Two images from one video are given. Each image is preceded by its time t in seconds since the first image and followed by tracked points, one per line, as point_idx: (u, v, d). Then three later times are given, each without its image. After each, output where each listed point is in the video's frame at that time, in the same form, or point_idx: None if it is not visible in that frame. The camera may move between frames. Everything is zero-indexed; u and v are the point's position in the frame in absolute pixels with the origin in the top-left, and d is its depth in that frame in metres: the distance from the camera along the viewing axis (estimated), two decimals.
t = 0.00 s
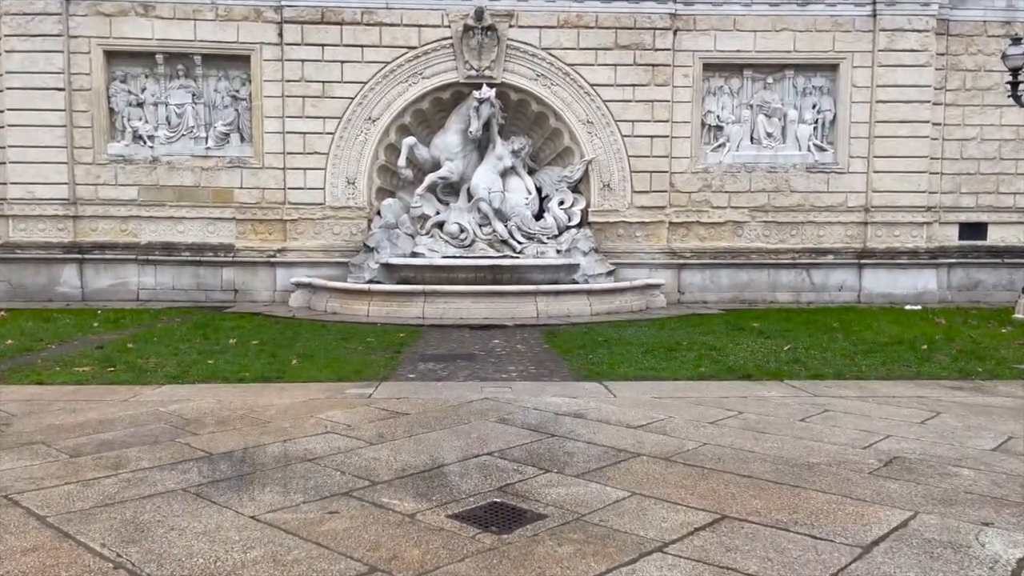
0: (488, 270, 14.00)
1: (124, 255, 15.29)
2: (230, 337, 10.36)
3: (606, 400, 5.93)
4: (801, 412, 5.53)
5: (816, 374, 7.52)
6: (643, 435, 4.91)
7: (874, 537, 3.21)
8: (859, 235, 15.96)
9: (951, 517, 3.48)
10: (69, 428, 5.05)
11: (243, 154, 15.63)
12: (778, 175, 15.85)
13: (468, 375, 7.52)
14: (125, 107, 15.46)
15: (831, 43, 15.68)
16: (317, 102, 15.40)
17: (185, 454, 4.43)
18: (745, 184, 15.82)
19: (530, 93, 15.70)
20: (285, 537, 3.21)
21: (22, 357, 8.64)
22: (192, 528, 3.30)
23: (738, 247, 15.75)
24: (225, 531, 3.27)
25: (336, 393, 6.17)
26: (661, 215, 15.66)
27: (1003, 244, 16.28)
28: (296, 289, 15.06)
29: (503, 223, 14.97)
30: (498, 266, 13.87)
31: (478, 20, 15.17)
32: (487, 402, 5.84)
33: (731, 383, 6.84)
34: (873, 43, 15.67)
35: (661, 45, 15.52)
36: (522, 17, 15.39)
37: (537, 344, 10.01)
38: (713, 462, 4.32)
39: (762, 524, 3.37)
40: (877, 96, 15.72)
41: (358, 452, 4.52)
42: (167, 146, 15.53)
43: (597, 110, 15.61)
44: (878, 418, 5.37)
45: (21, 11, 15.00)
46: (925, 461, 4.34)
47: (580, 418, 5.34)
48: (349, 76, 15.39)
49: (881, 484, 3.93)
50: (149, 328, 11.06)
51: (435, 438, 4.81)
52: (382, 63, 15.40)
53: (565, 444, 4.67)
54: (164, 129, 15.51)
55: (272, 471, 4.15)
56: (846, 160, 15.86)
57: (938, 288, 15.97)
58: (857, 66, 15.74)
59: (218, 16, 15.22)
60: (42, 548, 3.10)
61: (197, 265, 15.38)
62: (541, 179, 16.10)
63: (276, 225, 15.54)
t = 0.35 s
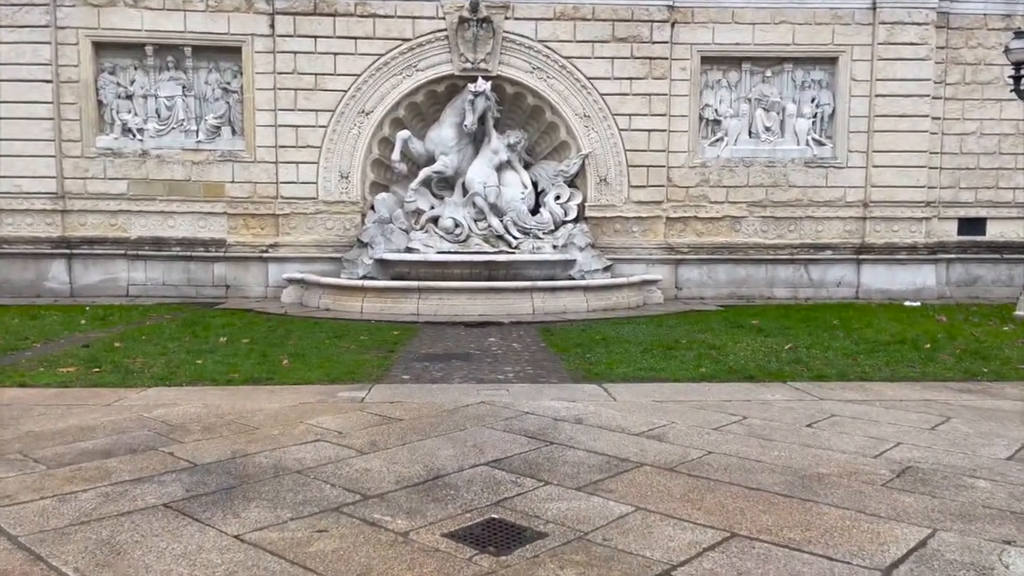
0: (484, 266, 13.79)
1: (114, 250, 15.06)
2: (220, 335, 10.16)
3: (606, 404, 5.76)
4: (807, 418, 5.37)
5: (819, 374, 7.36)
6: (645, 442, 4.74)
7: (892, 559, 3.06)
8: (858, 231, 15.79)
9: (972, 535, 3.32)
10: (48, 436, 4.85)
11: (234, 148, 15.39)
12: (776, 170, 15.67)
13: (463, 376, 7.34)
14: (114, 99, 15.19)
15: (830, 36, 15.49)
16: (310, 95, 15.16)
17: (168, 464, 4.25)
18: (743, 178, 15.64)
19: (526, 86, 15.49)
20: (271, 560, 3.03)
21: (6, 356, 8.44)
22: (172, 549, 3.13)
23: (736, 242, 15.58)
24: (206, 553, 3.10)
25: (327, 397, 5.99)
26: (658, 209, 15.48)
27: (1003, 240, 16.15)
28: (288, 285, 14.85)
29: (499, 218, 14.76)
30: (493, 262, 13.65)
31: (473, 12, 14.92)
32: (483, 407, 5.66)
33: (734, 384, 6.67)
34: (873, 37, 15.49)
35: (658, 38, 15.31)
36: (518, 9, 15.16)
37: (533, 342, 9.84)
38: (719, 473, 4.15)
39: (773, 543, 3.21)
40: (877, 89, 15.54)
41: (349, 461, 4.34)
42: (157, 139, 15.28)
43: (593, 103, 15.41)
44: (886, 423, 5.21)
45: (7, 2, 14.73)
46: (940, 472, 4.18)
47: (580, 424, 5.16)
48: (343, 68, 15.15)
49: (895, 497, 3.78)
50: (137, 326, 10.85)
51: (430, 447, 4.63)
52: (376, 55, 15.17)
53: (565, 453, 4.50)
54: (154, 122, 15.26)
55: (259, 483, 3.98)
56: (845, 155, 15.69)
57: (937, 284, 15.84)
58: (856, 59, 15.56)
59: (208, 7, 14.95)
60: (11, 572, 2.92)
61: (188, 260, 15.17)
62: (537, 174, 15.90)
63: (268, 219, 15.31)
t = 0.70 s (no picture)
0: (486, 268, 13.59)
1: (111, 251, 14.88)
2: (217, 340, 9.99)
3: (611, 420, 5.57)
4: (820, 436, 5.18)
5: (830, 385, 7.17)
6: (653, 464, 4.56)
7: None
8: (865, 231, 15.58)
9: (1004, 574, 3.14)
10: (33, 456, 4.67)
11: (233, 147, 15.20)
12: (782, 170, 15.45)
13: (464, 387, 7.16)
14: (112, 98, 15.01)
15: (838, 34, 15.25)
16: (310, 94, 14.96)
17: (155, 489, 4.07)
18: (748, 178, 15.43)
19: (529, 85, 15.27)
20: None
21: None
22: None
23: (741, 243, 15.38)
24: None
25: (324, 411, 5.81)
26: (662, 210, 15.28)
27: (1012, 241, 15.94)
28: (288, 286, 14.68)
29: (501, 219, 14.56)
30: (495, 263, 13.42)
31: (474, 9, 14.71)
32: (485, 422, 5.48)
33: (743, 397, 6.49)
34: (881, 34, 15.25)
35: (663, 35, 15.10)
36: (520, 6, 14.95)
37: (536, 348, 9.66)
38: (733, 500, 3.97)
39: None
40: (885, 88, 15.31)
41: (345, 485, 4.17)
42: (155, 138, 15.09)
43: (597, 102, 15.19)
44: (903, 442, 5.03)
45: None
46: (964, 499, 4.00)
47: (585, 443, 4.98)
48: (343, 67, 14.95)
49: (918, 529, 3.59)
50: (134, 330, 10.68)
51: (429, 469, 4.45)
52: (377, 53, 14.96)
53: (571, 476, 4.32)
54: (152, 121, 15.07)
55: (251, 511, 3.79)
56: (852, 154, 15.46)
57: (946, 285, 15.64)
58: (864, 57, 15.32)
59: (207, 4, 14.75)
60: None
61: (186, 261, 14.99)
62: (540, 173, 15.70)
63: (268, 219, 15.13)
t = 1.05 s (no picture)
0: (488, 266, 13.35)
1: (108, 251, 14.66)
2: (216, 343, 9.77)
3: (624, 428, 5.35)
4: (844, 443, 4.96)
5: (848, 387, 6.95)
6: (671, 477, 4.34)
7: None
8: (874, 225, 15.33)
9: None
10: (20, 474, 4.46)
11: (231, 145, 14.96)
12: (789, 163, 15.20)
13: (470, 391, 6.94)
14: (107, 96, 14.77)
15: (845, 24, 14.98)
16: (308, 90, 14.71)
17: (147, 511, 3.85)
18: (754, 172, 15.18)
19: (530, 79, 15.01)
20: None
21: None
22: None
23: (748, 238, 15.14)
24: None
25: (325, 421, 5.59)
26: (667, 205, 15.04)
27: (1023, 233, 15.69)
28: (288, 286, 14.45)
29: (503, 216, 14.31)
30: (498, 261, 13.17)
31: (474, 2, 14.45)
32: (493, 432, 5.26)
33: (759, 401, 6.26)
34: (889, 24, 14.98)
35: (667, 27, 14.83)
36: None
37: (542, 348, 9.43)
38: (760, 518, 3.74)
39: None
40: (893, 79, 15.05)
41: (347, 505, 3.95)
42: (151, 136, 14.85)
43: (600, 96, 14.93)
44: (931, 451, 4.81)
45: None
46: (1004, 514, 3.78)
47: (599, 454, 4.76)
48: (341, 62, 14.70)
49: (960, 550, 3.37)
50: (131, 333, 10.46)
51: (436, 485, 4.23)
52: (376, 48, 14.71)
53: (586, 492, 4.10)
54: (149, 119, 14.83)
55: (248, 535, 3.57)
56: (860, 146, 15.21)
57: (956, 279, 15.39)
58: (872, 47, 15.05)
59: None
60: None
61: (185, 261, 14.76)
62: (543, 169, 15.46)
63: (267, 218, 14.91)
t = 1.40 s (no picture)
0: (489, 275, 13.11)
1: (102, 263, 14.42)
2: (210, 359, 9.53)
3: (634, 454, 5.11)
4: (867, 470, 4.72)
5: (863, 405, 6.70)
6: (687, 511, 4.10)
7: None
8: (879, 230, 15.10)
9: None
10: None
11: (226, 154, 14.73)
12: (793, 168, 14.97)
13: (472, 411, 6.70)
14: (100, 105, 14.54)
15: (849, 27, 14.76)
16: (305, 98, 14.48)
17: (130, 556, 3.61)
18: (758, 178, 14.95)
19: (530, 84, 14.79)
20: None
21: None
22: None
23: (751, 245, 14.90)
24: None
25: (320, 448, 5.36)
26: (670, 212, 14.81)
27: None
28: (285, 297, 14.21)
29: (504, 224, 14.07)
30: (499, 270, 12.92)
31: (473, 8, 14.23)
32: (496, 459, 5.02)
33: (772, 422, 6.03)
34: (893, 27, 14.77)
35: (668, 32, 14.61)
36: (521, 3, 14.48)
37: (545, 362, 9.19)
38: (785, 559, 3.51)
39: None
40: (898, 83, 14.83)
41: (344, 546, 3.70)
42: (146, 146, 14.62)
43: (601, 101, 14.71)
44: (959, 479, 4.57)
45: None
46: None
47: (608, 484, 4.52)
48: (338, 69, 14.47)
49: None
50: (124, 349, 10.22)
51: (438, 522, 3.99)
52: (373, 55, 14.48)
53: (597, 529, 3.86)
54: (143, 128, 14.61)
55: None
56: (865, 151, 14.98)
57: (964, 285, 15.16)
58: (876, 51, 14.83)
59: (197, 7, 14.29)
60: None
61: (180, 272, 14.52)
62: (543, 176, 15.23)
63: (263, 228, 14.67)
